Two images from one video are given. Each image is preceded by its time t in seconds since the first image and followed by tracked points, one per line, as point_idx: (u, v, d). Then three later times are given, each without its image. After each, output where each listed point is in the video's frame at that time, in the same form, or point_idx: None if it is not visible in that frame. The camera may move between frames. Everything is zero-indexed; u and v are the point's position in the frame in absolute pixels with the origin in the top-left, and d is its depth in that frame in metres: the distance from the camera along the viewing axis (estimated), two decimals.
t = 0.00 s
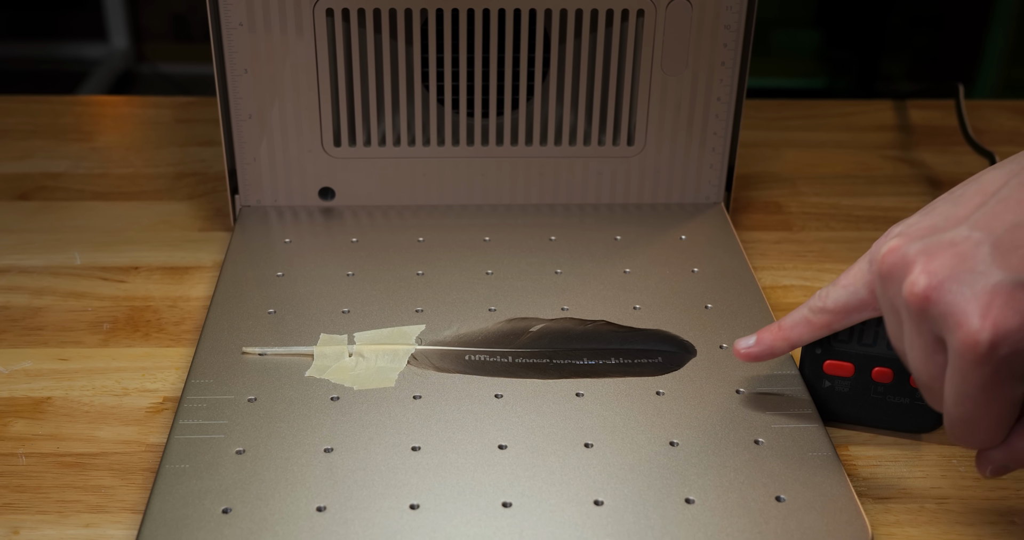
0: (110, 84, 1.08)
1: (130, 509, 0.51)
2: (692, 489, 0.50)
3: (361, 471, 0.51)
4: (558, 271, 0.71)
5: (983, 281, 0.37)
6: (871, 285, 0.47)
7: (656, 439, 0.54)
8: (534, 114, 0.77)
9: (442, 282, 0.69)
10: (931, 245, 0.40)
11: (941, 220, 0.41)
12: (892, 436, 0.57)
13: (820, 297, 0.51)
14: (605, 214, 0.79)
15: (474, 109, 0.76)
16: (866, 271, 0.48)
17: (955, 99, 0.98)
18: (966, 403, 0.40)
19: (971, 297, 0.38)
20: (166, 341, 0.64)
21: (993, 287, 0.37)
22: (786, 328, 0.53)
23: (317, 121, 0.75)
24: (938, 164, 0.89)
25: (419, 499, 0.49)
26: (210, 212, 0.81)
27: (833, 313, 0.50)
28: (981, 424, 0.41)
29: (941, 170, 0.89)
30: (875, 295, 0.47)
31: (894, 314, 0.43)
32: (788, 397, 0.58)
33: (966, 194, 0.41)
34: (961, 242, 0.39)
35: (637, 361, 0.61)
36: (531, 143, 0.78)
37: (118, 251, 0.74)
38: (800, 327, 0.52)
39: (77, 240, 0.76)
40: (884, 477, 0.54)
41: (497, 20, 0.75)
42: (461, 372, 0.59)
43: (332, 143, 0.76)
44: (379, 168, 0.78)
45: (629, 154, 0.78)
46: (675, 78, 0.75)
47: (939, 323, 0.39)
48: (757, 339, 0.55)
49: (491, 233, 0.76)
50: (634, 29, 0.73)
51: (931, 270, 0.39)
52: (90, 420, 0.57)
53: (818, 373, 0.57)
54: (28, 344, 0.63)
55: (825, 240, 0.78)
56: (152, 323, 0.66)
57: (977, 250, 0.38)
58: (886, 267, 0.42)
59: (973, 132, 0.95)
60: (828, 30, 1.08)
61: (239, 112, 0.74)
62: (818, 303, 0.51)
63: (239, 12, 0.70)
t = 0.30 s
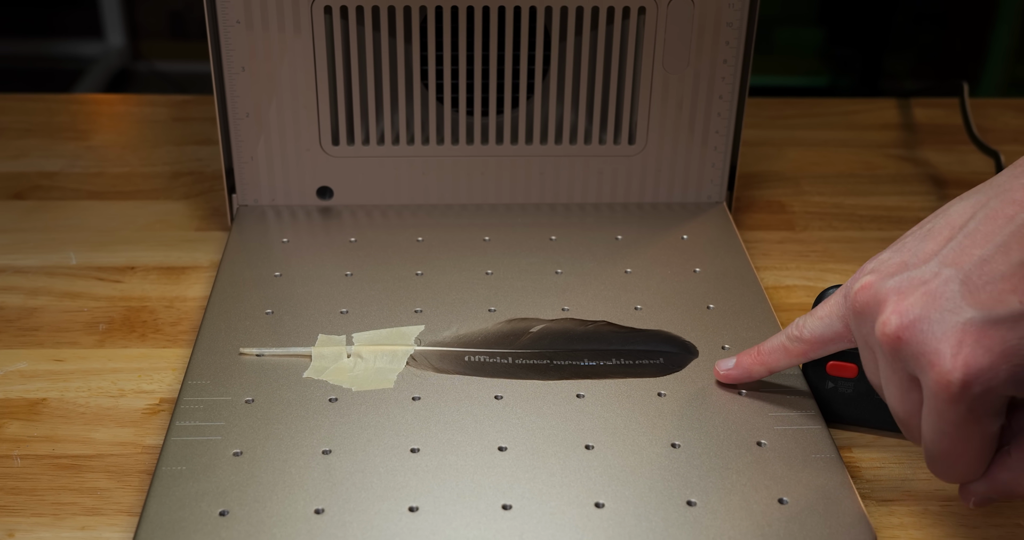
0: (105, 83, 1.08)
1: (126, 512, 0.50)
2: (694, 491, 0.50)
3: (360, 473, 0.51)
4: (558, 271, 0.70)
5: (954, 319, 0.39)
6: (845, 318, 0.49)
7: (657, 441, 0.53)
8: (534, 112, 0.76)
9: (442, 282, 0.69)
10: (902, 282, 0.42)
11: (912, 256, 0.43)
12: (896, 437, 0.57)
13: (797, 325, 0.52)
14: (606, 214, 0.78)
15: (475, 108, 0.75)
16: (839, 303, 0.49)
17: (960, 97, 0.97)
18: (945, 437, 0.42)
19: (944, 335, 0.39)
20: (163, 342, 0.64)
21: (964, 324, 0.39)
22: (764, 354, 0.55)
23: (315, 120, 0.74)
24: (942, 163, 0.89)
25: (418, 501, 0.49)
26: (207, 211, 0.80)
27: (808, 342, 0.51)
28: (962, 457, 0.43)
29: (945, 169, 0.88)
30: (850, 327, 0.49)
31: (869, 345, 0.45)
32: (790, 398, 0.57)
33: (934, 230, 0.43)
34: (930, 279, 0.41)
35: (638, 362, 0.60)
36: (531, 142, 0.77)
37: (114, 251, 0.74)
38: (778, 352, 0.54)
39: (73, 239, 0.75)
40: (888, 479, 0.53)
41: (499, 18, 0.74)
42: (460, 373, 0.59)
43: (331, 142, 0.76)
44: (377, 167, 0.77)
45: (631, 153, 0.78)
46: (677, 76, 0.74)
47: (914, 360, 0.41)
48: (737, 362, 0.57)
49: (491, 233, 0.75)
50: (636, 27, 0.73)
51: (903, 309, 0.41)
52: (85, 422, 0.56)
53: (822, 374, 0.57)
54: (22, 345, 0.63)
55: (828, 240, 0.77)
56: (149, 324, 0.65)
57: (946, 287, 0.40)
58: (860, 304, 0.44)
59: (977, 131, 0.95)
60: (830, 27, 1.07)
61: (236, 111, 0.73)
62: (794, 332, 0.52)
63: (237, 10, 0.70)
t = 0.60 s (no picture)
0: (102, 81, 1.07)
1: (122, 514, 0.50)
2: (695, 493, 0.49)
3: (358, 475, 0.50)
4: (558, 271, 0.70)
5: (946, 310, 0.38)
6: (839, 316, 0.48)
7: (659, 442, 0.53)
8: (534, 111, 0.75)
9: (441, 283, 0.68)
10: (894, 275, 0.41)
11: (904, 250, 0.42)
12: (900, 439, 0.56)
13: (792, 325, 0.52)
14: (607, 214, 0.78)
15: (475, 106, 0.74)
16: (833, 301, 0.49)
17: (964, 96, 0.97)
18: (935, 431, 0.41)
19: (935, 326, 0.38)
20: (159, 342, 0.63)
21: (955, 315, 0.38)
22: (758, 357, 0.54)
23: (313, 118, 0.74)
24: (946, 162, 0.88)
25: (417, 503, 0.48)
26: (204, 210, 0.79)
27: (803, 342, 0.51)
28: (952, 454, 0.42)
29: (949, 168, 0.87)
30: (844, 326, 0.48)
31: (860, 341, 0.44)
32: (793, 399, 0.57)
33: (928, 224, 0.43)
34: (922, 272, 0.40)
35: (640, 363, 0.59)
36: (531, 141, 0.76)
37: (110, 251, 0.73)
38: (773, 352, 0.53)
39: (69, 239, 0.75)
40: (892, 481, 0.53)
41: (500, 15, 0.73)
42: (460, 374, 0.58)
43: (329, 140, 0.75)
44: (376, 166, 0.77)
45: (632, 152, 0.77)
46: (678, 74, 0.74)
47: (905, 352, 0.40)
48: (732, 365, 0.57)
49: (490, 232, 0.75)
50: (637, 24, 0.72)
51: (894, 301, 0.40)
52: (81, 423, 0.56)
53: (825, 375, 0.57)
54: (17, 346, 0.62)
55: (831, 239, 0.76)
56: (145, 324, 0.65)
57: (939, 279, 0.39)
58: (851, 298, 0.43)
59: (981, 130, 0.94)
60: (833, 25, 1.06)
61: (233, 109, 0.73)
62: (789, 332, 0.52)
63: (234, 7, 0.69)
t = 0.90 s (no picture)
0: (97, 80, 1.06)
1: (118, 516, 0.49)
2: (697, 496, 0.49)
3: (357, 477, 0.49)
4: (559, 271, 0.69)
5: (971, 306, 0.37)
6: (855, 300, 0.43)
7: (661, 444, 0.52)
8: (534, 110, 0.75)
9: (440, 283, 0.67)
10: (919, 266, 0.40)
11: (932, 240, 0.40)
12: (903, 441, 0.55)
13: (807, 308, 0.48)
14: (607, 214, 0.77)
15: (475, 104, 0.74)
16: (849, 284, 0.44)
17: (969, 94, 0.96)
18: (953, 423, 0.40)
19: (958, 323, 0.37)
20: (156, 343, 0.63)
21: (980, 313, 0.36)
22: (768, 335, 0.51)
23: (311, 116, 0.73)
24: (951, 161, 0.88)
25: (416, 506, 0.48)
26: (201, 210, 0.79)
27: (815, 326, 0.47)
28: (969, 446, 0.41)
29: (954, 167, 0.87)
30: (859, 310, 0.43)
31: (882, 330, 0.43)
32: (795, 400, 0.56)
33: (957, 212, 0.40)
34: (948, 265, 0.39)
35: (641, 364, 0.59)
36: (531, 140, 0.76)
37: (106, 251, 0.73)
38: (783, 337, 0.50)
39: (64, 239, 0.74)
40: (895, 484, 0.52)
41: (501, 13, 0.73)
42: (459, 375, 0.57)
43: (327, 139, 0.75)
44: (375, 165, 0.76)
45: (634, 151, 0.77)
46: (680, 72, 0.73)
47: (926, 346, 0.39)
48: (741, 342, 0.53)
49: (490, 231, 0.74)
50: (638, 22, 0.72)
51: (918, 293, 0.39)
52: (77, 425, 0.55)
53: (828, 376, 0.56)
54: (12, 346, 0.62)
55: (834, 239, 0.76)
56: (142, 325, 0.64)
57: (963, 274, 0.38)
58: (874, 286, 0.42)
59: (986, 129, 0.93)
60: (835, 23, 1.06)
61: (230, 108, 0.72)
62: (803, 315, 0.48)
63: (231, 4, 0.68)
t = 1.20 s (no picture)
0: (94, 77, 1.06)
1: (114, 519, 0.48)
2: (699, 498, 0.48)
3: (356, 479, 0.49)
4: (559, 271, 0.69)
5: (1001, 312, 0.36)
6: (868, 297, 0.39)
7: (662, 445, 0.52)
8: (534, 108, 0.74)
9: (440, 283, 0.67)
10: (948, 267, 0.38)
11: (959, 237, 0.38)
12: (907, 442, 0.55)
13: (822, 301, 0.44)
14: (607, 213, 0.77)
15: (475, 102, 0.73)
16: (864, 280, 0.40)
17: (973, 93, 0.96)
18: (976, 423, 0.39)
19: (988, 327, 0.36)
20: (152, 344, 0.62)
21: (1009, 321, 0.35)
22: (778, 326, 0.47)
23: (309, 115, 0.73)
24: (954, 160, 0.87)
25: (416, 508, 0.47)
26: (198, 209, 0.78)
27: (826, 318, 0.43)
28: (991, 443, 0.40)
29: (958, 166, 0.86)
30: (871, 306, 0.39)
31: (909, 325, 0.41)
32: (799, 401, 0.55)
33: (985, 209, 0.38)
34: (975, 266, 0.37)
35: (642, 365, 0.58)
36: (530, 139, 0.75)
37: (102, 251, 0.72)
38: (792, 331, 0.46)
39: (60, 239, 0.73)
40: (899, 486, 0.52)
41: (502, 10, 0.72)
42: (458, 376, 0.57)
43: (325, 138, 0.74)
44: (373, 164, 0.76)
45: (635, 150, 0.76)
46: (682, 70, 0.73)
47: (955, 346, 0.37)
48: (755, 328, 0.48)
49: (490, 231, 0.74)
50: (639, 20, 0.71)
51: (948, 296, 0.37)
52: (72, 426, 0.55)
53: (831, 377, 0.55)
54: (7, 347, 0.61)
55: (837, 239, 0.75)
56: (138, 325, 0.64)
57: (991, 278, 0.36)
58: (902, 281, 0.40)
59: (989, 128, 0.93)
60: (837, 21, 1.05)
61: (227, 107, 0.72)
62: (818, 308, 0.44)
63: (228, 2, 0.68)
